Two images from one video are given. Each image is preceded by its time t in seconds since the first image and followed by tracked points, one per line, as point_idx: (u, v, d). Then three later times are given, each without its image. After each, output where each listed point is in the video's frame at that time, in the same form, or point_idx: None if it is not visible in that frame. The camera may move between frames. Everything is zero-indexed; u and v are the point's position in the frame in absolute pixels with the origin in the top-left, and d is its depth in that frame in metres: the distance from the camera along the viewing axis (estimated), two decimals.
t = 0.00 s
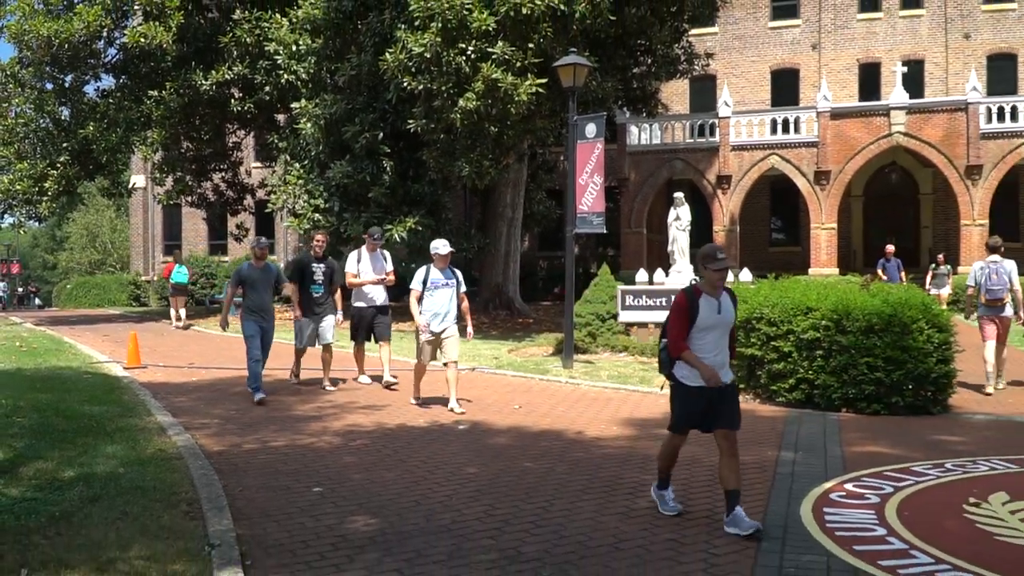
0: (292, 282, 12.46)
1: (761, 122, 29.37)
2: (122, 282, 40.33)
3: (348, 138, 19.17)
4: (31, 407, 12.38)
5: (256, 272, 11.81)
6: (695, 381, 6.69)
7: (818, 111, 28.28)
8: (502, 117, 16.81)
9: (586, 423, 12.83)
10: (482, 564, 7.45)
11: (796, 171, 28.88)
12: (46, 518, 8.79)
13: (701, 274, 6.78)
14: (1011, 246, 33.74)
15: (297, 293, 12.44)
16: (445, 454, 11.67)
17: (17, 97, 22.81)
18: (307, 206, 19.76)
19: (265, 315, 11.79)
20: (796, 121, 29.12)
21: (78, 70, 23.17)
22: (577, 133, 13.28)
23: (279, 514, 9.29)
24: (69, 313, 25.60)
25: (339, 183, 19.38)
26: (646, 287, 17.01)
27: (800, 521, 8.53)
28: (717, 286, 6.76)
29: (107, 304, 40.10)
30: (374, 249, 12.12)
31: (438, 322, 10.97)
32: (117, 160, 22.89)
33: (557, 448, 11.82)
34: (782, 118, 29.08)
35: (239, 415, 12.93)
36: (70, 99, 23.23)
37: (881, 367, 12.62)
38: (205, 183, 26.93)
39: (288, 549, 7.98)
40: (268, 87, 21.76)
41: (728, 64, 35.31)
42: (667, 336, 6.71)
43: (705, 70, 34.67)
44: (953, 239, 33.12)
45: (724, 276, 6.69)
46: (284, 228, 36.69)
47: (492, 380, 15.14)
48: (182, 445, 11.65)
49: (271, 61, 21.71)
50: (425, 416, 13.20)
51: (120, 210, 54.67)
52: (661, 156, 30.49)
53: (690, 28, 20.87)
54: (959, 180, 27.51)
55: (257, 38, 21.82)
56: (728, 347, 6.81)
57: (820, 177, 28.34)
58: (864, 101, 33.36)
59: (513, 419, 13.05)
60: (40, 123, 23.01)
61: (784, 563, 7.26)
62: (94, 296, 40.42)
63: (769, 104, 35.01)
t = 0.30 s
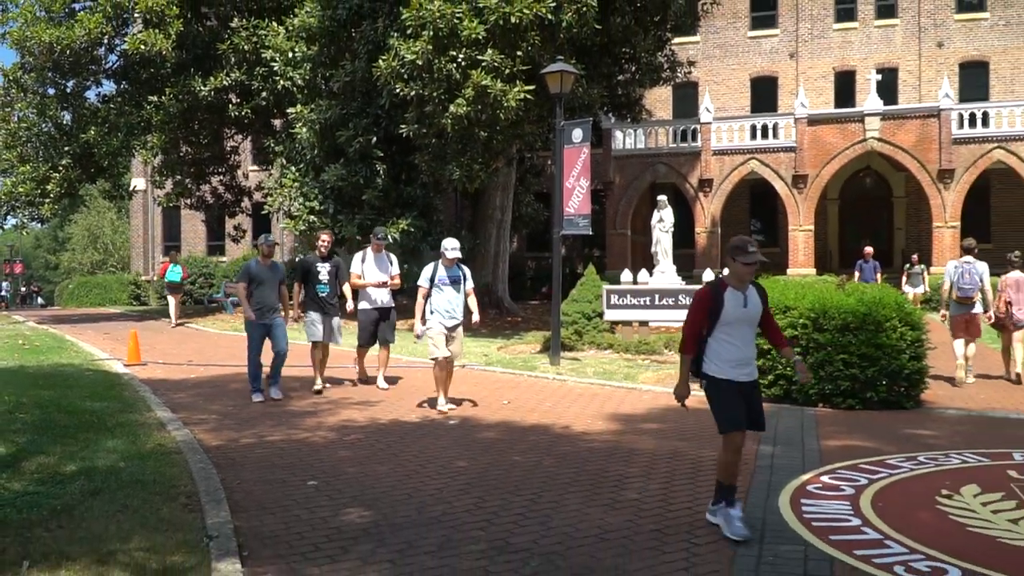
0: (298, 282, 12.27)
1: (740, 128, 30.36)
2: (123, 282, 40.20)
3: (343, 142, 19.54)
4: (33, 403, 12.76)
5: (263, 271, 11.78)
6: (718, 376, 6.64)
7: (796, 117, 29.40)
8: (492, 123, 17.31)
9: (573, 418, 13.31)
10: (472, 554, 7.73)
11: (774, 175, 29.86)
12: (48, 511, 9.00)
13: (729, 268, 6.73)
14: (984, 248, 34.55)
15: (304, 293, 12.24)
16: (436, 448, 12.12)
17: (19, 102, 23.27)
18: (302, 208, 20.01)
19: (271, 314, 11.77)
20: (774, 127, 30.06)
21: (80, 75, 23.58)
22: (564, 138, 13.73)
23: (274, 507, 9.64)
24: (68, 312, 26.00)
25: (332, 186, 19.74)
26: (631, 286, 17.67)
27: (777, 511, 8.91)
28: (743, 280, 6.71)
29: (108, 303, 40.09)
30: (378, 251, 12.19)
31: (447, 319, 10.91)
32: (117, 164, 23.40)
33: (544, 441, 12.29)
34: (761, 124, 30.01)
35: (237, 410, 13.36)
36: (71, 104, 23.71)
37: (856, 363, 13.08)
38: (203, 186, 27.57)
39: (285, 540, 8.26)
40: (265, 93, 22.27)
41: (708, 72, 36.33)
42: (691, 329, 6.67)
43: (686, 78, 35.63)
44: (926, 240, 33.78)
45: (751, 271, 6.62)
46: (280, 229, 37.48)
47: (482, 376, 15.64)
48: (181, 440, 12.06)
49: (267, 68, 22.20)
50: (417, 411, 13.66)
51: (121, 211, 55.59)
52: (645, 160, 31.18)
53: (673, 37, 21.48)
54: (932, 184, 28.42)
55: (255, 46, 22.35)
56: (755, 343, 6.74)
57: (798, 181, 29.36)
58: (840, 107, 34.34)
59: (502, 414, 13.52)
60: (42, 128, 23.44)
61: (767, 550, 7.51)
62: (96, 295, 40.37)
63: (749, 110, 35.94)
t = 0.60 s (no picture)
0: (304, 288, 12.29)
1: (722, 133, 31.14)
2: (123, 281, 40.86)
3: (337, 146, 19.96)
4: (35, 400, 13.13)
5: (277, 276, 11.77)
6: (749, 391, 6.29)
7: (774, 123, 30.05)
8: (482, 129, 17.76)
9: (560, 413, 13.76)
10: (462, 546, 7.58)
11: (754, 180, 30.59)
12: (49, 505, 8.91)
13: (753, 278, 6.41)
14: (952, 249, 35.30)
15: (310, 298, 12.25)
16: (428, 443, 12.48)
17: (22, 106, 23.83)
18: (297, 210, 20.44)
19: (284, 319, 11.82)
20: (754, 133, 30.83)
21: (82, 81, 24.18)
22: (551, 143, 14.22)
23: (270, 499, 9.74)
24: (68, 312, 26.48)
25: (327, 189, 20.27)
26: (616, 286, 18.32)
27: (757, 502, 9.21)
28: (770, 290, 6.36)
29: (108, 302, 40.68)
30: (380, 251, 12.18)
31: (452, 323, 10.96)
32: (117, 167, 24.05)
33: (533, 436, 12.70)
34: (741, 130, 30.80)
35: (235, 406, 13.77)
36: (72, 109, 24.32)
37: (832, 361, 13.61)
38: (201, 188, 28.40)
39: (280, 532, 8.11)
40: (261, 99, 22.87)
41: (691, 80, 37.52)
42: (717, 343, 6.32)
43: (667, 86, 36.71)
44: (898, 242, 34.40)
45: (778, 282, 6.30)
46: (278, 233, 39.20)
47: (472, 374, 16.11)
48: (180, 435, 12.38)
49: (264, 75, 22.87)
50: (410, 408, 14.09)
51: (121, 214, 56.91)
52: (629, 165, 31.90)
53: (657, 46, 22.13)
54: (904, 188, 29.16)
55: (252, 53, 23.10)
56: (786, 356, 6.41)
57: (776, 185, 30.06)
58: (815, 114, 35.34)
59: (491, 411, 13.92)
60: (44, 132, 24.11)
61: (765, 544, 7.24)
62: (96, 294, 40.97)
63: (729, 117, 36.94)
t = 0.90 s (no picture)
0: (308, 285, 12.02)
1: (702, 139, 31.69)
2: (123, 282, 40.74)
3: (331, 150, 20.39)
4: (36, 398, 13.48)
5: (283, 274, 11.40)
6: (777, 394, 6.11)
7: (752, 129, 30.73)
8: (472, 135, 18.27)
9: (547, 409, 14.27)
10: (453, 536, 7.90)
11: (734, 183, 31.25)
12: (48, 500, 9.09)
13: (783, 274, 6.18)
14: (922, 251, 36.03)
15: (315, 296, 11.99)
16: (420, 437, 12.93)
17: (24, 111, 24.28)
18: (293, 212, 20.92)
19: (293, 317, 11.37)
20: (733, 138, 31.50)
21: (82, 87, 24.50)
22: (538, 147, 14.67)
23: (265, 493, 10.08)
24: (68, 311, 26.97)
25: (322, 192, 20.75)
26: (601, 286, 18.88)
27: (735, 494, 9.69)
28: (801, 288, 6.14)
29: (110, 302, 40.55)
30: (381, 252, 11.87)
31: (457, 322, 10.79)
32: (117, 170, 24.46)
33: (520, 431, 13.19)
34: (722, 135, 31.39)
35: (232, 402, 14.20)
36: (73, 115, 24.73)
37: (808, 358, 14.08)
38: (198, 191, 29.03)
39: (276, 524, 8.34)
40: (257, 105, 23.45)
41: (674, 88, 38.25)
42: (747, 344, 6.12)
43: (649, 93, 37.61)
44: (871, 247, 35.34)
45: (811, 281, 6.07)
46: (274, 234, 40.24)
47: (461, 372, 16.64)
48: (179, 430, 12.79)
49: (260, 81, 23.47)
50: (402, 404, 14.57)
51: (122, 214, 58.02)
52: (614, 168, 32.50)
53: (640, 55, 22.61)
54: (877, 192, 29.85)
55: (248, 60, 23.58)
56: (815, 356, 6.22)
57: (755, 189, 30.69)
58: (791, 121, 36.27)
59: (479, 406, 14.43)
60: (45, 136, 24.47)
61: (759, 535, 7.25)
62: (96, 294, 40.73)
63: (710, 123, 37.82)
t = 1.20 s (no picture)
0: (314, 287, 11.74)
1: (683, 145, 32.37)
2: (121, 281, 40.95)
3: (325, 154, 20.86)
4: (35, 395, 13.87)
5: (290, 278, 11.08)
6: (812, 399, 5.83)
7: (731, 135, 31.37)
8: (461, 140, 18.76)
9: (533, 405, 14.77)
10: (442, 529, 8.16)
11: (713, 187, 31.86)
12: (48, 495, 9.28)
13: (818, 272, 5.94)
14: (892, 252, 36.79)
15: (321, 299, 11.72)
16: (411, 433, 13.39)
17: (24, 115, 24.74)
18: (286, 214, 21.32)
19: (300, 321, 11.08)
20: (713, 144, 32.14)
21: (80, 92, 25.13)
22: (524, 152, 15.12)
23: (260, 487, 10.45)
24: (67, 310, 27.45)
25: (315, 195, 21.18)
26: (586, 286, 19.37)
27: (714, 485, 10.24)
28: (837, 288, 5.89)
29: (108, 301, 40.91)
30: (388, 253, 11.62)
31: (465, 324, 10.77)
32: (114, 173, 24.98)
33: (507, 427, 13.66)
34: (702, 142, 32.07)
35: (227, 399, 14.62)
36: (72, 119, 25.35)
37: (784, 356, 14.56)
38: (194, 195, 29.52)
39: (271, 518, 8.55)
40: (252, 109, 23.98)
41: (656, 94, 39.35)
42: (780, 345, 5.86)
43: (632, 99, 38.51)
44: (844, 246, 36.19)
45: (848, 278, 5.81)
46: (267, 234, 40.92)
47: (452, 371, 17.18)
48: (175, 426, 13.19)
49: (255, 87, 23.93)
50: (393, 401, 15.06)
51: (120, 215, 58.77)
52: (598, 172, 33.01)
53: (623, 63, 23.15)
54: (850, 196, 30.60)
55: (242, 66, 24.04)
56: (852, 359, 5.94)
57: (733, 193, 31.33)
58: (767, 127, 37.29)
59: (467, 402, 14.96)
60: (44, 139, 25.01)
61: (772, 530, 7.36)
62: (94, 294, 41.26)
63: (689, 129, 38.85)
